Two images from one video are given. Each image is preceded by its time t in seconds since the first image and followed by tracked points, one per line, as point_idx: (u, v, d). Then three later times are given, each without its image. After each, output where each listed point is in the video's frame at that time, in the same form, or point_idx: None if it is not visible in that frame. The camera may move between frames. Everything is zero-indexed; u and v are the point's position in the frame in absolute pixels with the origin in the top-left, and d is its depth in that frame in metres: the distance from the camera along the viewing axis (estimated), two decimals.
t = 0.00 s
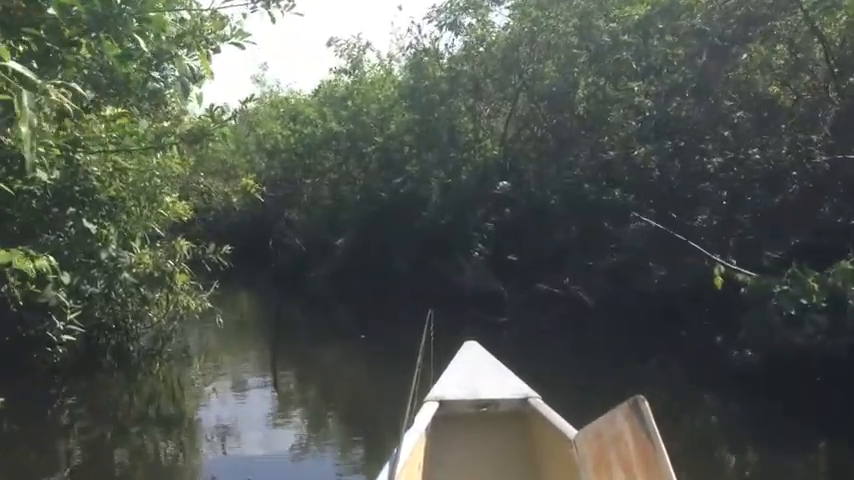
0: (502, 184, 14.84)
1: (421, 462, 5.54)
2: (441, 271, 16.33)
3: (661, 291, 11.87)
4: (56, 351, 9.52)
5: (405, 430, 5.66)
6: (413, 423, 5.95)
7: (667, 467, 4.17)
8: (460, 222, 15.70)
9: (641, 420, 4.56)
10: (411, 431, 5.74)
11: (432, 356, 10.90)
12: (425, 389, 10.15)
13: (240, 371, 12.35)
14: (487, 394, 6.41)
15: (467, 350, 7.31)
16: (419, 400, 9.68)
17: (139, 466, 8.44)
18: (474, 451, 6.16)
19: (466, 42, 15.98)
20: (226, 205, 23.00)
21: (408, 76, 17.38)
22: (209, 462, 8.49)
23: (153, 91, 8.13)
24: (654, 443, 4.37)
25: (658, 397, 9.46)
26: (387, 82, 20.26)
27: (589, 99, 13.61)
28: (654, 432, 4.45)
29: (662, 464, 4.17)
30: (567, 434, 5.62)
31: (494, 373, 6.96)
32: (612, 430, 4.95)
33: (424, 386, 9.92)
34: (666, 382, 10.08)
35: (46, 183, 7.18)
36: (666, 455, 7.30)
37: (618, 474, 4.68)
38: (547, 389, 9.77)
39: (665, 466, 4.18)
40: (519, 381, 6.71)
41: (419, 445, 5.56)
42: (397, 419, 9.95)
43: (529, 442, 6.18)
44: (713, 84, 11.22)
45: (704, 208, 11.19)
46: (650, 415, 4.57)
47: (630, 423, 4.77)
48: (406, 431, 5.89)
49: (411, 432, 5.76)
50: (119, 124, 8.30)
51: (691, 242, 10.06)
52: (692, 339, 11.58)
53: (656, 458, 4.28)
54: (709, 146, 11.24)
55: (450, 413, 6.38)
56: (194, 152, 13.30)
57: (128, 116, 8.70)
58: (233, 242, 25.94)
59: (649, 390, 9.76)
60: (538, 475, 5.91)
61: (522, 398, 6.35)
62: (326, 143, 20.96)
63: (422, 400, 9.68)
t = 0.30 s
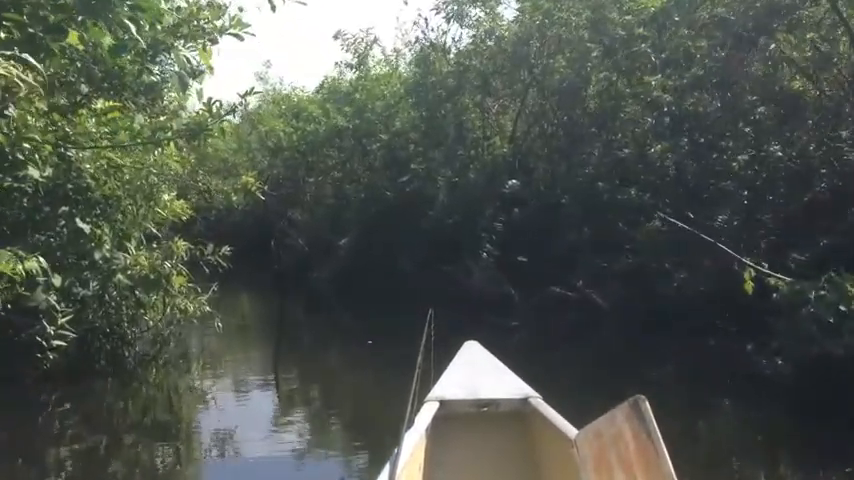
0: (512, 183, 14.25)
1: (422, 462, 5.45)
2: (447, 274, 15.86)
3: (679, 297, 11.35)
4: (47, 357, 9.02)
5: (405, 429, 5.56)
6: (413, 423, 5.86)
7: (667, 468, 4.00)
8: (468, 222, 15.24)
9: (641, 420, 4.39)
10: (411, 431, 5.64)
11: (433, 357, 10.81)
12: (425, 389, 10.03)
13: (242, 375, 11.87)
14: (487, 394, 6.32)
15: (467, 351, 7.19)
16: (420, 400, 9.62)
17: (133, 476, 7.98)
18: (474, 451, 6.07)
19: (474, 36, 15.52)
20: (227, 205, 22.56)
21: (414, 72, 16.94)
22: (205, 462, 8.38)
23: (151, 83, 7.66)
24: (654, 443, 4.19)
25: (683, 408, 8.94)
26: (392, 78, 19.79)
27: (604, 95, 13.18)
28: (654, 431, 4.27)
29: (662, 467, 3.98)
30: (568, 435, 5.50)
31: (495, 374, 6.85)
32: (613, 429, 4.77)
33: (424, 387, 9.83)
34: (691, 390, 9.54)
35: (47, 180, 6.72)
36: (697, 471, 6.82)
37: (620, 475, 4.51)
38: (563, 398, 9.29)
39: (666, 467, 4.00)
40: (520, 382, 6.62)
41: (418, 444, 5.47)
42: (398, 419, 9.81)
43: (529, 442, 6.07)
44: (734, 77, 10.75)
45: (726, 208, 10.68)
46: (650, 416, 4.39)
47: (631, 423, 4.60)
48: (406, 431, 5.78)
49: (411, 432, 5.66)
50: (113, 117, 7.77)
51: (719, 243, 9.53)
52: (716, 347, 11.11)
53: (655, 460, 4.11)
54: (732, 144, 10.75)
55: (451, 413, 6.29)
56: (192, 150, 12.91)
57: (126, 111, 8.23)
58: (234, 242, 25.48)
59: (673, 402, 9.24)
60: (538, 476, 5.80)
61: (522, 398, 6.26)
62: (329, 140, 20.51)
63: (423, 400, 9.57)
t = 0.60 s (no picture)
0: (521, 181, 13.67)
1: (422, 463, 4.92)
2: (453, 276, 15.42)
3: (698, 300, 10.90)
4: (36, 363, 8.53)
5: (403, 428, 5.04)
6: (412, 423, 5.32)
7: (670, 472, 3.54)
8: (475, 223, 14.79)
9: (641, 419, 3.92)
10: (408, 431, 5.11)
11: (432, 356, 10.49)
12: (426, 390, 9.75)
13: (242, 379, 11.41)
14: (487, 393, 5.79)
15: (466, 350, 6.69)
16: (420, 400, 9.22)
17: None
18: (475, 452, 5.55)
19: (482, 30, 15.06)
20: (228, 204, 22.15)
21: (419, 67, 16.48)
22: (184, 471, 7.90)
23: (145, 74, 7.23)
24: (654, 444, 3.74)
25: (706, 419, 8.49)
26: (396, 74, 19.35)
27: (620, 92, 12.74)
28: (655, 430, 3.82)
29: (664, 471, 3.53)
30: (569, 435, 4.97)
31: (495, 373, 6.34)
32: (613, 429, 4.29)
33: (424, 385, 9.44)
34: (711, 402, 9.10)
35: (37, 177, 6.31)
36: None
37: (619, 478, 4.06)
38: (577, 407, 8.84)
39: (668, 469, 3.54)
40: (520, 381, 6.10)
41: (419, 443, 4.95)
42: (398, 422, 9.43)
43: (529, 444, 5.53)
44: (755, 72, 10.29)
45: (748, 208, 10.21)
46: (651, 413, 3.92)
47: (631, 422, 4.12)
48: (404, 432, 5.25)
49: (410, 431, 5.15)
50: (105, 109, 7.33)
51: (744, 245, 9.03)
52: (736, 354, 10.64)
53: (656, 461, 3.65)
54: (753, 141, 10.24)
55: (450, 413, 5.72)
56: (190, 147, 12.49)
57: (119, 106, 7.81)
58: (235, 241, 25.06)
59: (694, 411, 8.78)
60: None
61: (522, 398, 5.73)
62: (332, 138, 20.07)
63: (423, 399, 9.30)
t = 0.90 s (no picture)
0: (530, 181, 13.16)
1: (423, 464, 4.94)
2: (458, 278, 15.02)
3: (720, 308, 10.38)
4: (21, 369, 8.06)
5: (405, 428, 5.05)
6: (412, 424, 5.32)
7: (669, 470, 3.60)
8: (483, 224, 14.34)
9: (641, 419, 3.96)
10: (410, 431, 5.12)
11: (432, 356, 10.51)
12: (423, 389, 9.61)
13: (244, 382, 10.97)
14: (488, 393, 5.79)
15: (467, 348, 6.66)
16: (420, 399, 9.18)
17: None
18: (474, 452, 5.59)
19: (491, 25, 14.59)
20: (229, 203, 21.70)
21: (425, 63, 15.99)
22: None
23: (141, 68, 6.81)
24: (654, 443, 3.79)
25: (731, 435, 8.04)
26: (401, 70, 18.89)
27: (637, 90, 12.29)
28: (654, 429, 3.87)
29: (664, 470, 3.59)
30: (569, 436, 5.03)
31: (496, 373, 6.33)
32: (613, 429, 4.33)
33: (424, 386, 9.41)
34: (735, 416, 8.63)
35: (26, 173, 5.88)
36: None
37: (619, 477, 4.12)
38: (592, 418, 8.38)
39: (667, 469, 3.60)
40: (521, 380, 6.12)
41: (420, 444, 4.98)
42: (399, 421, 9.39)
43: (529, 445, 5.59)
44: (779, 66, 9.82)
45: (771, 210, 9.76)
46: (651, 413, 3.96)
47: (631, 422, 4.15)
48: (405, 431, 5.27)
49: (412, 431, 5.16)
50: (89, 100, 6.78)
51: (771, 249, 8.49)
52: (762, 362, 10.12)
53: (656, 460, 3.70)
54: (776, 140, 9.85)
55: (451, 413, 5.74)
56: (188, 144, 12.07)
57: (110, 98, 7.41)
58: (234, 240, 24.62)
59: (718, 427, 8.32)
60: None
61: (522, 398, 5.75)
62: (335, 136, 19.62)
63: (423, 399, 9.23)
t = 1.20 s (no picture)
0: (538, 180, 12.62)
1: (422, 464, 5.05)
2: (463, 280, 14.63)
3: (738, 314, 9.89)
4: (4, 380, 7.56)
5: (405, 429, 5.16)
6: (413, 424, 5.43)
7: (668, 471, 3.67)
8: (489, 225, 13.88)
9: (641, 421, 4.03)
10: (411, 431, 5.22)
11: (432, 356, 10.60)
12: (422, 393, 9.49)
13: (241, 387, 10.52)
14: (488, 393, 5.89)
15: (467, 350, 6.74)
16: (421, 400, 9.20)
17: None
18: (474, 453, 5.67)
19: (498, 19, 14.11)
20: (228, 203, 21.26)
21: (430, 59, 15.52)
22: None
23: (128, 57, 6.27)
24: (654, 445, 3.86)
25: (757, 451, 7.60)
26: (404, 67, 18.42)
27: (650, 85, 11.84)
28: (654, 431, 3.94)
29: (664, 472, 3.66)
30: (569, 436, 5.09)
31: (496, 374, 6.41)
32: (613, 430, 4.39)
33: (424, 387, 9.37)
34: (758, 429, 8.21)
35: (9, 173, 5.45)
36: None
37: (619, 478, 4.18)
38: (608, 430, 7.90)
39: (667, 471, 3.67)
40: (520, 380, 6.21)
41: (419, 443, 5.09)
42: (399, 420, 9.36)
43: (528, 445, 5.66)
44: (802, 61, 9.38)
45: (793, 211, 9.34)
46: (651, 415, 4.03)
47: (631, 422, 4.22)
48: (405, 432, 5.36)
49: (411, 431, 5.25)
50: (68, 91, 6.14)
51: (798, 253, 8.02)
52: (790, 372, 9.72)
53: (656, 462, 3.78)
54: (799, 137, 9.36)
55: (451, 413, 5.85)
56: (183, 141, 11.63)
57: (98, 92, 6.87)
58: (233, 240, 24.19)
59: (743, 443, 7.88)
60: None
61: (521, 398, 5.84)
62: (336, 134, 19.16)
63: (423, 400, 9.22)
